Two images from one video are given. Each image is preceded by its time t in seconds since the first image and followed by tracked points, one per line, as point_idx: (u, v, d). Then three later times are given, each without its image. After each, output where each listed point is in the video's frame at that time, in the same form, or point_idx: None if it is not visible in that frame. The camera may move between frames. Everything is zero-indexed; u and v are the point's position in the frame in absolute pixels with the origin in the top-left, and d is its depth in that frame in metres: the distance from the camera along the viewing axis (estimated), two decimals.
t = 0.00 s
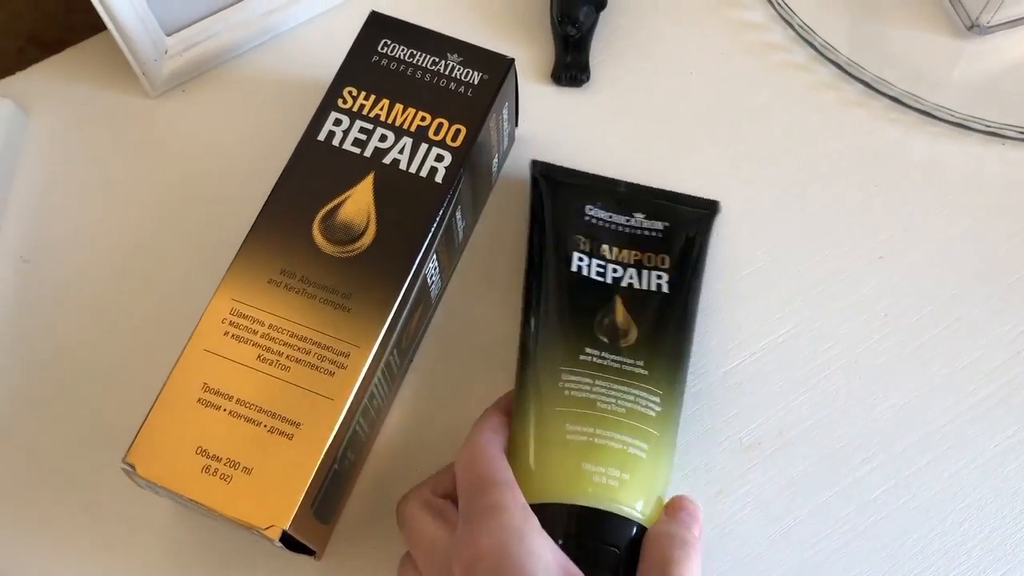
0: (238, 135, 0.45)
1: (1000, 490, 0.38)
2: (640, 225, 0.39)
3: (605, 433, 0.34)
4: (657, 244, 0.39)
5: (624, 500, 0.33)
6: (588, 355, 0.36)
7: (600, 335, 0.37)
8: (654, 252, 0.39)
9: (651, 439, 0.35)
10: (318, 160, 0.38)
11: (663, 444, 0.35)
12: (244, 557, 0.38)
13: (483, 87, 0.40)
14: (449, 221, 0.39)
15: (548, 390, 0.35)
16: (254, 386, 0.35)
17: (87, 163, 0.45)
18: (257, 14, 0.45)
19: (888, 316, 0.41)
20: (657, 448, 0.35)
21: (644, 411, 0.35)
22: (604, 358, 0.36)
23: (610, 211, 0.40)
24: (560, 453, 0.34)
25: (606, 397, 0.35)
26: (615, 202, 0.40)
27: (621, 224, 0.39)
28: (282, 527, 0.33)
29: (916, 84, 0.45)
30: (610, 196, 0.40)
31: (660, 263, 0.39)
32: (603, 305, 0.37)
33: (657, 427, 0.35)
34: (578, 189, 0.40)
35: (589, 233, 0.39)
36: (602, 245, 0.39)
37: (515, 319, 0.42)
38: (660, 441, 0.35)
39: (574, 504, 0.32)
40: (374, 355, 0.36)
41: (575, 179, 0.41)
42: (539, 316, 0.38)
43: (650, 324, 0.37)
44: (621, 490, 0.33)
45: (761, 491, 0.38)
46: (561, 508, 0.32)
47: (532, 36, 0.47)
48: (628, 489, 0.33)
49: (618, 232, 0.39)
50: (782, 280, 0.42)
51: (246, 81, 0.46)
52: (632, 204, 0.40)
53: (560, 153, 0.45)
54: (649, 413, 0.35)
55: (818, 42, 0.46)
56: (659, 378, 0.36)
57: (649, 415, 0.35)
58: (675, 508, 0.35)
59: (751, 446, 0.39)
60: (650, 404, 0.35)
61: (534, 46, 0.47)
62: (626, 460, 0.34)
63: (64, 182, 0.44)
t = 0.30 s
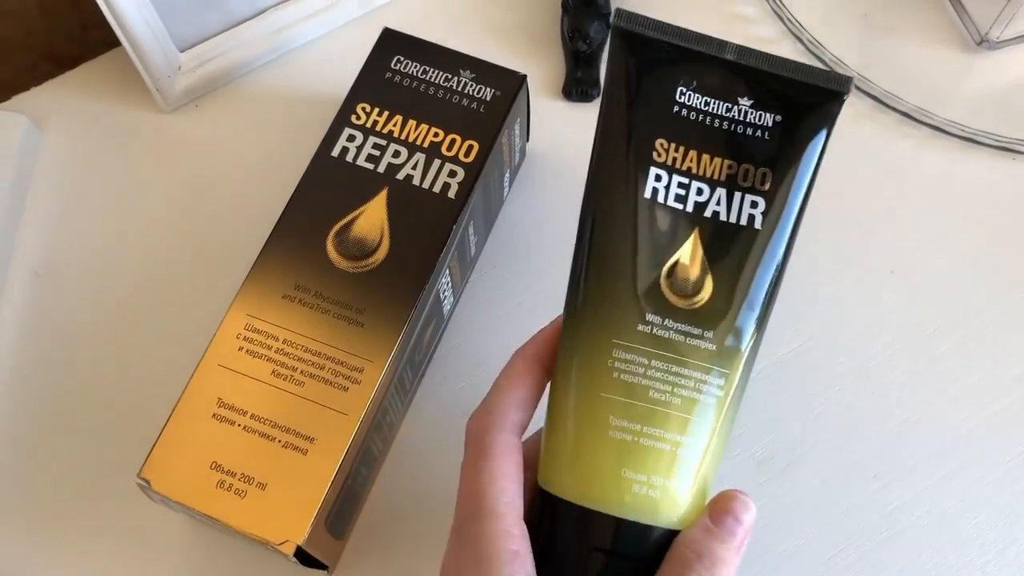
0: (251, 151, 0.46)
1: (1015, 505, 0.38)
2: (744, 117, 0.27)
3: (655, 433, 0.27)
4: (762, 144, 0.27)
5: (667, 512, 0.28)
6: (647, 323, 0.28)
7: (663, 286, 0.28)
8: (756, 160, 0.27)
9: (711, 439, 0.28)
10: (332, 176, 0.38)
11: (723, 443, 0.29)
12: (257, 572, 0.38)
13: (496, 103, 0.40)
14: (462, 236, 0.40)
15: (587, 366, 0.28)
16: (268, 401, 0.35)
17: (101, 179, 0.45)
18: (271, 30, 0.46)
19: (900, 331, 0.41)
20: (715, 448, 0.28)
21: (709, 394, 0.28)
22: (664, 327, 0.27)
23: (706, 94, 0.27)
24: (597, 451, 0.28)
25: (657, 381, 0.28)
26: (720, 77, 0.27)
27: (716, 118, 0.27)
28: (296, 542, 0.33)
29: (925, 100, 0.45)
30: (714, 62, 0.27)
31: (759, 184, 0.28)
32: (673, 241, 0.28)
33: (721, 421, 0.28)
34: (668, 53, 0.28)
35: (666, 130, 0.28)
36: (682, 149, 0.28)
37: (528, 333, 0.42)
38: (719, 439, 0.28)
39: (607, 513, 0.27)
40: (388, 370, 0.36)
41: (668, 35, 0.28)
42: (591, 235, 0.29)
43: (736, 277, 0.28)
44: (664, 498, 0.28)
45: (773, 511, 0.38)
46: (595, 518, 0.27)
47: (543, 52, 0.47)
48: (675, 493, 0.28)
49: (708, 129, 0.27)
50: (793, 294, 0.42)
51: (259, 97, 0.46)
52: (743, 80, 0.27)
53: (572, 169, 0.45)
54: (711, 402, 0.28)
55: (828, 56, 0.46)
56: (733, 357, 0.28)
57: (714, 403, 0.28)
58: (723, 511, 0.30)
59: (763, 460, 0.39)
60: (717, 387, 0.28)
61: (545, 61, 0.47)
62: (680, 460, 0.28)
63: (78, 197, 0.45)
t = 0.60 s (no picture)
0: (249, 164, 0.46)
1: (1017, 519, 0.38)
2: (749, 109, 0.28)
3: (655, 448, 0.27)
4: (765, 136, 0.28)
5: (667, 530, 0.28)
6: (648, 333, 0.27)
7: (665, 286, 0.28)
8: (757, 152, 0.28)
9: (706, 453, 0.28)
10: (330, 190, 0.38)
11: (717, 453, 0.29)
12: None
13: (494, 117, 0.40)
14: (461, 250, 0.39)
15: (586, 379, 0.28)
16: (266, 417, 0.35)
17: (98, 193, 0.45)
18: (269, 44, 0.46)
19: (901, 343, 0.41)
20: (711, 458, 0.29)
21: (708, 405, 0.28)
22: (664, 338, 0.27)
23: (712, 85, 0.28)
24: (598, 468, 0.27)
25: (657, 395, 0.27)
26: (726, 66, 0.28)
27: (723, 111, 0.28)
28: (294, 559, 0.33)
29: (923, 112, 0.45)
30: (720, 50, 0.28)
31: (762, 180, 0.28)
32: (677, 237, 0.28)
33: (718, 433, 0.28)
34: (674, 40, 0.28)
35: (672, 120, 0.28)
36: (687, 144, 0.28)
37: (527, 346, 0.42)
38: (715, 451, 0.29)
39: (608, 533, 0.27)
40: (386, 385, 0.36)
41: (678, 22, 0.28)
42: (590, 230, 0.28)
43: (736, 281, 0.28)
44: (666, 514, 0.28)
45: (774, 527, 0.38)
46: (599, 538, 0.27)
47: (541, 65, 0.47)
48: (675, 509, 0.28)
49: (713, 122, 0.28)
50: (793, 307, 0.42)
51: (257, 110, 0.46)
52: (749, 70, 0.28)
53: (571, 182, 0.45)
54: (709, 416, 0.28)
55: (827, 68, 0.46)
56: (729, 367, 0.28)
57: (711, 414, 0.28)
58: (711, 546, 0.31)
59: (763, 474, 0.39)
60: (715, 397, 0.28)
61: (544, 74, 0.47)
62: (678, 476, 0.28)
63: (76, 211, 0.45)
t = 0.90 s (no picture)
0: (248, 175, 0.46)
1: (1014, 525, 0.38)
2: (706, 121, 0.28)
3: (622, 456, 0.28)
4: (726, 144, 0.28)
5: (644, 537, 0.28)
6: (609, 345, 0.28)
7: (626, 298, 0.28)
8: (718, 160, 0.28)
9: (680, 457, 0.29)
10: (329, 201, 0.39)
11: (697, 456, 0.29)
12: None
13: (491, 127, 0.40)
14: (458, 259, 0.40)
15: (554, 392, 0.29)
16: (266, 427, 0.35)
17: (98, 204, 0.45)
18: (267, 56, 0.46)
19: (897, 350, 0.41)
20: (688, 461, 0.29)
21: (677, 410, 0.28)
22: (627, 348, 0.28)
23: (666, 100, 0.28)
24: (567, 481, 0.28)
25: (621, 405, 0.28)
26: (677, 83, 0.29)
27: (678, 124, 0.28)
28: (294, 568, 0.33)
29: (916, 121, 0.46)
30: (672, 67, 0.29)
31: (724, 189, 0.28)
32: (638, 249, 0.28)
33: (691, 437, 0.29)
34: (626, 62, 0.29)
35: (627, 136, 0.29)
36: (642, 159, 0.28)
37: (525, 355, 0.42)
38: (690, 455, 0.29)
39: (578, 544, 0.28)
40: (385, 394, 0.36)
41: (629, 43, 0.29)
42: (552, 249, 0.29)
43: (703, 286, 0.28)
44: (639, 520, 0.28)
45: (771, 536, 0.38)
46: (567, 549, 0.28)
47: (538, 76, 0.47)
48: (650, 515, 0.28)
49: (670, 135, 0.28)
50: (790, 315, 0.42)
51: (255, 122, 0.47)
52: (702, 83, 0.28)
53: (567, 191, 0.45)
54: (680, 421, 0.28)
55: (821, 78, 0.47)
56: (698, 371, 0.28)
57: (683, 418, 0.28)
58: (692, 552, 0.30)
59: (761, 481, 0.39)
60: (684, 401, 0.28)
61: (540, 84, 0.47)
62: (649, 482, 0.28)
63: (76, 223, 0.45)
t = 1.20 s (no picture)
0: (247, 181, 0.46)
1: (1014, 528, 0.38)
2: (683, 118, 0.28)
3: (612, 447, 0.27)
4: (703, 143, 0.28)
5: (633, 532, 0.27)
6: (587, 338, 0.28)
7: (605, 291, 0.28)
8: (697, 154, 0.28)
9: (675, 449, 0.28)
10: (327, 208, 0.39)
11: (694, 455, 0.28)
12: None
13: (489, 133, 0.40)
14: (457, 265, 0.40)
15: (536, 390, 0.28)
16: (264, 434, 0.35)
17: (96, 212, 0.45)
18: (264, 62, 0.46)
19: (897, 354, 0.41)
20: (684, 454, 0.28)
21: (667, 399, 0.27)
22: (606, 340, 0.28)
23: (642, 101, 0.28)
24: (558, 476, 0.28)
25: (602, 396, 0.28)
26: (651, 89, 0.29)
27: (655, 123, 0.28)
28: None
29: (914, 125, 0.46)
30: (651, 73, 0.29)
31: (703, 181, 0.28)
32: (617, 242, 0.28)
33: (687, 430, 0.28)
34: (604, 67, 0.29)
35: (605, 137, 0.29)
36: (620, 159, 0.28)
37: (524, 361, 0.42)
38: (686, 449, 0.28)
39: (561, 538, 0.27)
40: (383, 401, 0.36)
41: (605, 50, 0.29)
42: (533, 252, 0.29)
43: (684, 275, 0.28)
44: (633, 515, 0.27)
45: (770, 542, 0.38)
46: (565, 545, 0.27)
47: (535, 81, 0.47)
48: (643, 509, 0.27)
49: (647, 134, 0.28)
50: (789, 320, 0.42)
51: (253, 128, 0.47)
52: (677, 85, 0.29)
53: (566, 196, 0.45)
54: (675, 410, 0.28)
55: (819, 83, 0.47)
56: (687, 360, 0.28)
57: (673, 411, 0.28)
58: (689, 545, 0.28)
59: (761, 486, 0.39)
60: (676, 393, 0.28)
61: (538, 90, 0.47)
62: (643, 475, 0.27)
63: (75, 230, 0.45)
